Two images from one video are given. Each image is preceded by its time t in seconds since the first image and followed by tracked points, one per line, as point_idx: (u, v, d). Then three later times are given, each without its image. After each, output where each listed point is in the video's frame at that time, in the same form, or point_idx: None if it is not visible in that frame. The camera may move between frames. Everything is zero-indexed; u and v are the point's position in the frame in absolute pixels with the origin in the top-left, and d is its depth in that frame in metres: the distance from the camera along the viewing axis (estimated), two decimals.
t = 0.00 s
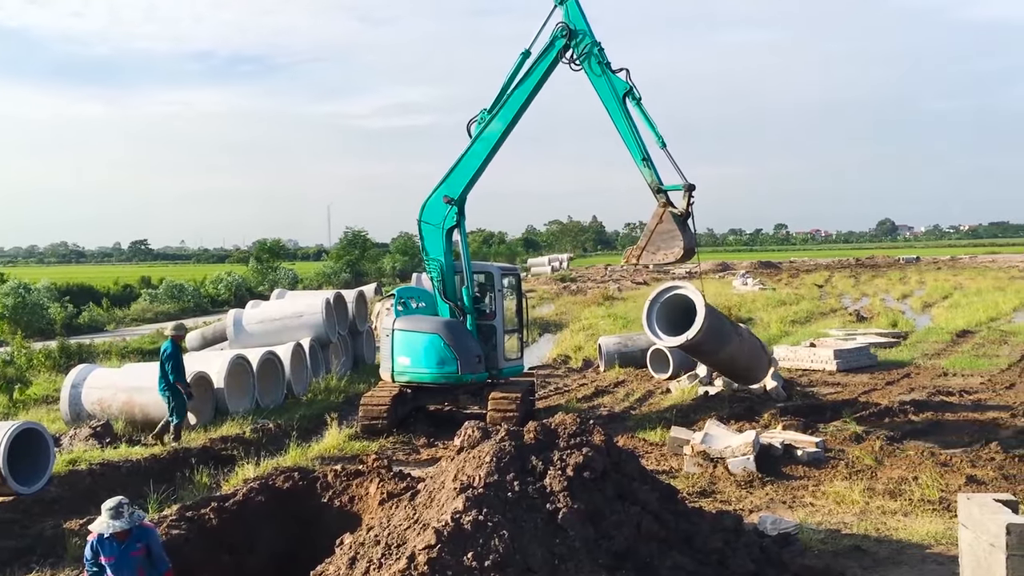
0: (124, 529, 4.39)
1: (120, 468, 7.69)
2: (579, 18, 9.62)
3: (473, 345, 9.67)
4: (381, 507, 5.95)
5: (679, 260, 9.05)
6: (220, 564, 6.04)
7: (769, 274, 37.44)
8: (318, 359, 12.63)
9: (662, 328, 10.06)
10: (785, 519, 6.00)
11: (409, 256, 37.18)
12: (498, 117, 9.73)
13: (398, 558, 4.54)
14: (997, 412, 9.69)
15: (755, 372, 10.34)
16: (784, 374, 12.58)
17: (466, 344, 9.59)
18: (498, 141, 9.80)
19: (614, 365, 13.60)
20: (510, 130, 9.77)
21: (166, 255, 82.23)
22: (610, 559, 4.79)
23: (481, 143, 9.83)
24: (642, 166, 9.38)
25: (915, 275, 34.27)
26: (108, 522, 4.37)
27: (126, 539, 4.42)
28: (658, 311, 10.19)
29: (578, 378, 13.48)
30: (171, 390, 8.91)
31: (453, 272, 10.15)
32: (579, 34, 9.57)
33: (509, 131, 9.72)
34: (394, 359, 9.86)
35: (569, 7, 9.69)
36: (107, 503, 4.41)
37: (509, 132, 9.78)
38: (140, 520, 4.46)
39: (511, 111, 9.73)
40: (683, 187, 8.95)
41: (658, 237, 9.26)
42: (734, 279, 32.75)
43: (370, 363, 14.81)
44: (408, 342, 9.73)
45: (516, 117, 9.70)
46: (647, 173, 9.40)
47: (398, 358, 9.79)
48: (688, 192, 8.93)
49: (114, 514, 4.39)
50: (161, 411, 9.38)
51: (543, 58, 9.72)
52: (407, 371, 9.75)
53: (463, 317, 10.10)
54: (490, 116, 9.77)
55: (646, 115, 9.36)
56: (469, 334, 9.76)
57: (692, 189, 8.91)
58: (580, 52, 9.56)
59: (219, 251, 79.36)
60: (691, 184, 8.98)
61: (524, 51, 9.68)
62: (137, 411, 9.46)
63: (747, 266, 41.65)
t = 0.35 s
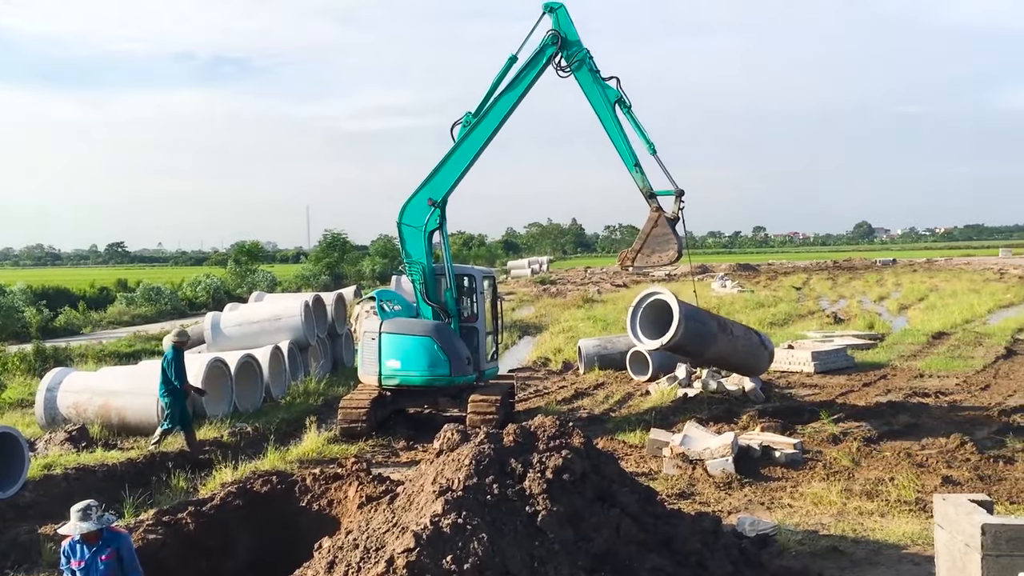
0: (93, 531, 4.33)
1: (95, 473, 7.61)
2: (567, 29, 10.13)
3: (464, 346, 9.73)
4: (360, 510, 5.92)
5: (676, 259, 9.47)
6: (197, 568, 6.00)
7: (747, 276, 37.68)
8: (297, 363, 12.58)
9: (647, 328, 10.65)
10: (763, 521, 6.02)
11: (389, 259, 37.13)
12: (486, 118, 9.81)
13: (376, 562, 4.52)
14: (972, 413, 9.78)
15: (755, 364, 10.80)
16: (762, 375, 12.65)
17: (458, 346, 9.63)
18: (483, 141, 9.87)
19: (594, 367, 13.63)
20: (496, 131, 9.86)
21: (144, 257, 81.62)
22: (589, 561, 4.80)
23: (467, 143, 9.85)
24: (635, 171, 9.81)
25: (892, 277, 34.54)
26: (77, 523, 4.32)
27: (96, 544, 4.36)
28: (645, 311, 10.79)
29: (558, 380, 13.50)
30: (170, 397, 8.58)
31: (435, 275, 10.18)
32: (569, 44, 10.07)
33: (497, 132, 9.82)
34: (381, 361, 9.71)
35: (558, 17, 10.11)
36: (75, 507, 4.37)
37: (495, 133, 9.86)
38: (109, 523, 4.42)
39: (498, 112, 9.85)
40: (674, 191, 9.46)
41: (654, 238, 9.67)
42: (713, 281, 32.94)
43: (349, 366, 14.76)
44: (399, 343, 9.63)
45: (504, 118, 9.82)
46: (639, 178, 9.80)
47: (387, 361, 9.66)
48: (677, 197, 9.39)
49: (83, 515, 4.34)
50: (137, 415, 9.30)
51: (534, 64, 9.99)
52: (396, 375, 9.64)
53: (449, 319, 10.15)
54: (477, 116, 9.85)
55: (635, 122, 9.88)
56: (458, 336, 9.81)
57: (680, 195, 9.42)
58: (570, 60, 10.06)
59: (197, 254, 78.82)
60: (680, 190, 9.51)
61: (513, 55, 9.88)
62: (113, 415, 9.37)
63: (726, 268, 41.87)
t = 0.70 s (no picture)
0: (69, 541, 4.28)
1: (73, 478, 7.54)
2: (557, 37, 10.20)
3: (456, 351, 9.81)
4: (341, 515, 5.89)
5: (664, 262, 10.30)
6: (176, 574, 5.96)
7: (728, 280, 37.89)
8: (278, 367, 12.53)
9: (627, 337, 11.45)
10: (743, 524, 6.03)
11: (371, 263, 37.05)
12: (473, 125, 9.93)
13: (357, 567, 4.50)
14: (950, 417, 9.86)
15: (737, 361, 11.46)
16: (743, 379, 12.70)
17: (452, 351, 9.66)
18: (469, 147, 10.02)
19: (576, 371, 13.64)
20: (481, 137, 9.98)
21: (123, 261, 81.11)
22: (570, 566, 4.81)
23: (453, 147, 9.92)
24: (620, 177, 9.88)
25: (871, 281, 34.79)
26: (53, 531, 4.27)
27: (74, 554, 4.32)
28: (626, 326, 11.63)
29: (540, 384, 13.50)
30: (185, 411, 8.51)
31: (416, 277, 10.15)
32: (558, 53, 10.20)
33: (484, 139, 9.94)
34: (372, 366, 9.63)
35: (549, 25, 10.17)
36: (50, 516, 4.32)
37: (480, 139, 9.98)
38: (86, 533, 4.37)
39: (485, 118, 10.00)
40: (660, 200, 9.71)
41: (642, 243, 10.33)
42: (694, 285, 33.06)
43: (330, 370, 14.71)
44: (393, 347, 9.58)
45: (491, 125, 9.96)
46: (626, 186, 9.85)
47: (379, 365, 9.59)
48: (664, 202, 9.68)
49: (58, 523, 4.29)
50: (116, 419, 9.21)
51: (522, 72, 10.01)
52: (389, 379, 9.57)
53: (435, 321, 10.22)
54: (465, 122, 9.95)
55: (620, 130, 10.06)
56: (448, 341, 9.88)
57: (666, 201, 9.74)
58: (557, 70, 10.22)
59: (176, 257, 78.49)
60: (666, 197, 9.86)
61: (501, 63, 9.91)
62: (91, 420, 9.26)
63: (707, 272, 42.02)
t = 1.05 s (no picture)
0: (59, 558, 4.27)
1: (53, 486, 7.47)
2: (545, 48, 10.22)
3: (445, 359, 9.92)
4: (324, 523, 5.86)
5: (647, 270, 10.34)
6: None
7: (712, 286, 38.00)
8: (261, 373, 12.46)
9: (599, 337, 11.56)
10: (727, 530, 6.04)
11: (355, 269, 36.97)
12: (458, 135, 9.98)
13: None
14: (932, 423, 9.91)
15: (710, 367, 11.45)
16: (727, 386, 12.74)
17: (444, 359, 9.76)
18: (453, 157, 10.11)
19: (560, 378, 13.64)
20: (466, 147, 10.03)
21: (105, 267, 80.59)
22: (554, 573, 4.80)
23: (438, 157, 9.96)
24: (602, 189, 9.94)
25: (853, 288, 34.94)
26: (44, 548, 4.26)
27: (61, 570, 4.30)
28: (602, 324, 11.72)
29: (525, 391, 13.49)
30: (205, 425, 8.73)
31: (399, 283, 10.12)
32: (545, 63, 10.22)
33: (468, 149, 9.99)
34: (367, 374, 9.48)
35: (537, 36, 10.18)
36: (41, 531, 4.32)
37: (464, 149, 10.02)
38: (75, 551, 4.35)
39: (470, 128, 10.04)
40: (641, 211, 9.83)
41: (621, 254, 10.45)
42: (679, 291, 33.13)
43: (313, 377, 14.65)
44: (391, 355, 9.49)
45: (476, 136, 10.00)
46: (609, 198, 9.90)
47: (375, 373, 9.47)
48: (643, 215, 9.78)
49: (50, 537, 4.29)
50: (97, 427, 9.14)
51: (510, 83, 10.03)
52: (387, 386, 9.49)
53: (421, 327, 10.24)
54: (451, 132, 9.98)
55: (603, 143, 10.14)
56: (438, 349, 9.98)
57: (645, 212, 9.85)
58: (544, 81, 10.25)
59: (158, 263, 78.04)
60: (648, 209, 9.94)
61: (489, 73, 9.92)
62: (72, 427, 9.19)
63: (691, 278, 42.12)
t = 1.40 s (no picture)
0: (53, 557, 4.23)
1: (38, 494, 7.42)
2: (532, 61, 10.23)
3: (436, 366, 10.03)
4: (310, 532, 5.83)
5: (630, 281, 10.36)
6: None
7: (701, 294, 38.12)
8: (248, 381, 12.42)
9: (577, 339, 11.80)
10: (714, 539, 6.04)
11: (342, 276, 36.93)
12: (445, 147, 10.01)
13: None
14: (918, 431, 9.95)
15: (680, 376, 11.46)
16: (715, 394, 12.75)
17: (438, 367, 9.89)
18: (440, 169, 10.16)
19: (548, 386, 13.63)
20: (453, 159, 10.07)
21: (90, 273, 80.15)
22: None
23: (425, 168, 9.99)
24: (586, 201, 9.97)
25: (839, 297, 35.04)
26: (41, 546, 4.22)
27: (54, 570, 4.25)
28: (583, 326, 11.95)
29: (512, 399, 13.47)
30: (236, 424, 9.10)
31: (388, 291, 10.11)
32: (533, 77, 10.23)
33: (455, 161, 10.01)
34: (366, 381, 9.42)
35: (524, 49, 10.20)
36: (40, 529, 4.29)
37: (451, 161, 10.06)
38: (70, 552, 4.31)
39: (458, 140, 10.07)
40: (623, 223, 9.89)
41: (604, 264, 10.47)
42: (666, 299, 33.21)
43: (300, 385, 14.61)
44: (389, 363, 9.49)
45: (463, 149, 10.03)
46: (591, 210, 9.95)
47: (374, 381, 9.41)
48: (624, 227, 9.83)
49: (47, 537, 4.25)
50: (81, 434, 9.09)
51: (498, 95, 10.03)
52: (385, 394, 9.46)
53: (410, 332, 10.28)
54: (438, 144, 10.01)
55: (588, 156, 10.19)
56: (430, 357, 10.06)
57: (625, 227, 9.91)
58: (531, 94, 10.27)
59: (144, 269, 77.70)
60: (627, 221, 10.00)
61: (477, 85, 9.93)
62: (56, 434, 9.13)
63: (679, 287, 42.22)
